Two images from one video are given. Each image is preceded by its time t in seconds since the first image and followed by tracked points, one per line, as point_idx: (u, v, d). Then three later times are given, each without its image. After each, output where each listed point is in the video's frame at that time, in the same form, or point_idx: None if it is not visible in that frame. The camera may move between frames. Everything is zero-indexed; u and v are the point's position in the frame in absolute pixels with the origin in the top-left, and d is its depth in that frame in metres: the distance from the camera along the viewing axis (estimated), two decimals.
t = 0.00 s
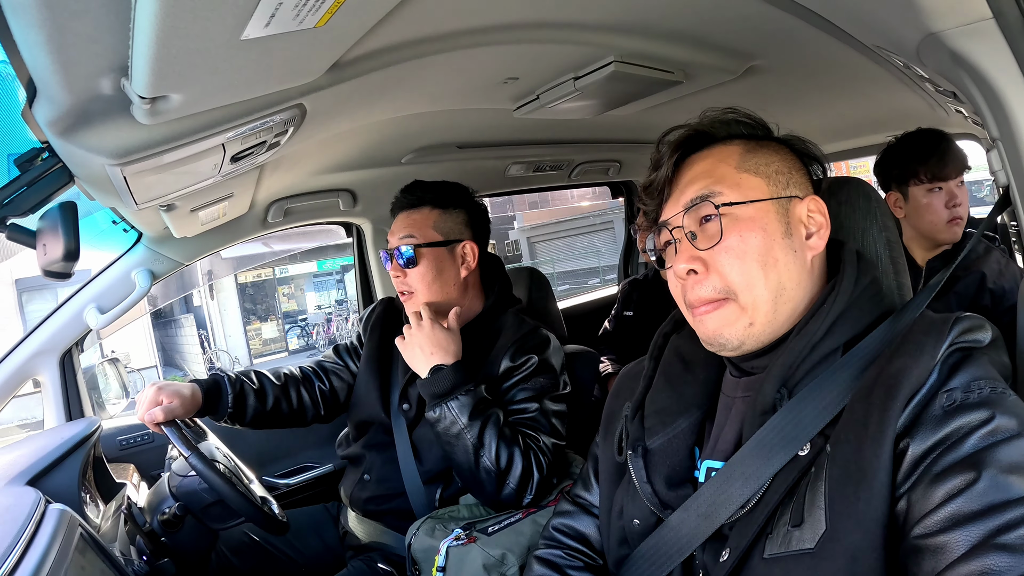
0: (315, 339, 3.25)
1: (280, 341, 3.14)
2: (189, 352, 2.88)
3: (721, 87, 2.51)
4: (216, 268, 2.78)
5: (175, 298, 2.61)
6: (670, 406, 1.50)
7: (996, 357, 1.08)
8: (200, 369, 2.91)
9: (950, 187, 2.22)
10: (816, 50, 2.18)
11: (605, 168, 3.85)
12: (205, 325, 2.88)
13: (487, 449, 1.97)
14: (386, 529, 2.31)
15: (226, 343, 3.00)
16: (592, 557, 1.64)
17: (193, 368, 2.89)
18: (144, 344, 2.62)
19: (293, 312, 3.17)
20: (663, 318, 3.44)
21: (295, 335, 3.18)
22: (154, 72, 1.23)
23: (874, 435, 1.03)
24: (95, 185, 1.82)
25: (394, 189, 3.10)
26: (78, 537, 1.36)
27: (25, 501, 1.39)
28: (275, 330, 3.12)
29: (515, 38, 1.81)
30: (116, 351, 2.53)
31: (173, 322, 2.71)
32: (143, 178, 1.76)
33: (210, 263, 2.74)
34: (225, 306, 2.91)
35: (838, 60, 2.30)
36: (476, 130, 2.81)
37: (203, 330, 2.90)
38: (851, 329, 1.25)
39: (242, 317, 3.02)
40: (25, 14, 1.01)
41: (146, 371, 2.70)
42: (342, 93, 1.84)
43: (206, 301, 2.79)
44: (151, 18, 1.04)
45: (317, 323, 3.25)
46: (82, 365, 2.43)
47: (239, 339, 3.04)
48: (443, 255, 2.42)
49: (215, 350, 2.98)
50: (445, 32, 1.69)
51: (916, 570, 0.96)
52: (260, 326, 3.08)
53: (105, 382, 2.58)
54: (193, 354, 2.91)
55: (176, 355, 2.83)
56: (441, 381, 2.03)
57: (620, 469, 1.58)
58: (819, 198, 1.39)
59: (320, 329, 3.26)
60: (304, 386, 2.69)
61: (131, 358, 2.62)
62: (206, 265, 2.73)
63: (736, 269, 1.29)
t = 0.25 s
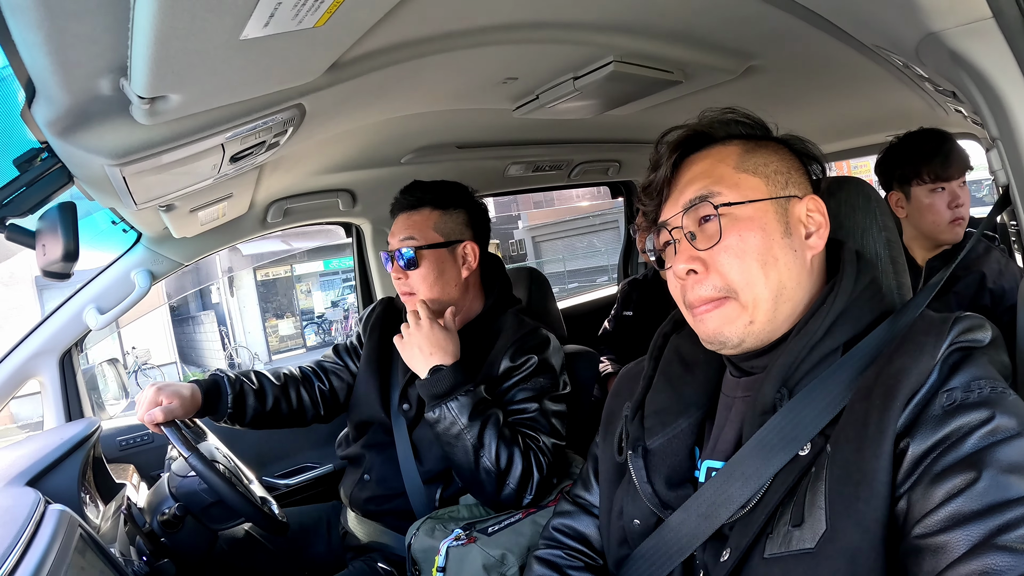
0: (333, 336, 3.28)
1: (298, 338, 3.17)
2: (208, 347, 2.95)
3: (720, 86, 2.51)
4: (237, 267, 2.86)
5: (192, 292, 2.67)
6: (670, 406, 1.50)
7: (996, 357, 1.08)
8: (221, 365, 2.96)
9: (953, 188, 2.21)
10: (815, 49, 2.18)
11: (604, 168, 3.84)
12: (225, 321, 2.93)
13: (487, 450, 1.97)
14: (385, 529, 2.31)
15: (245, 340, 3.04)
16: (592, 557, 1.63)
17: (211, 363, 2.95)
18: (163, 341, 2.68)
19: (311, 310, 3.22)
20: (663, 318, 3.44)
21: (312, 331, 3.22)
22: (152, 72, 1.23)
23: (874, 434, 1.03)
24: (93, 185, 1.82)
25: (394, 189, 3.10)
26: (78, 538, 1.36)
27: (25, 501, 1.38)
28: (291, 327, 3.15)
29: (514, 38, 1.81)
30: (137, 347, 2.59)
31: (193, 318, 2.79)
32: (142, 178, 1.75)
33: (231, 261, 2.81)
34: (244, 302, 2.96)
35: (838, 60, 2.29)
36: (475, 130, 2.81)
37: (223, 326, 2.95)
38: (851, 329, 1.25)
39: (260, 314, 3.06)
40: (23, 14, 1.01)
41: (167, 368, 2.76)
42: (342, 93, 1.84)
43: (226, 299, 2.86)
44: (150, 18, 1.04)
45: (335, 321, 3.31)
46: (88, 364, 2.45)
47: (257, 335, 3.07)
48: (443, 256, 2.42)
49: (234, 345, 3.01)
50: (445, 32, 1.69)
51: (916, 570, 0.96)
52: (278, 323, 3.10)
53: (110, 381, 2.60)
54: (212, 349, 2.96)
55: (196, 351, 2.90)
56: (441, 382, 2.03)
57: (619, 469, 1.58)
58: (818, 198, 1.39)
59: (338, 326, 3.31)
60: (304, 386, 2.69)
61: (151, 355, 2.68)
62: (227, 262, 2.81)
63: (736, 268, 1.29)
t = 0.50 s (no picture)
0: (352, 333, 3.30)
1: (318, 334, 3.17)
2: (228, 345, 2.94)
3: (720, 87, 2.51)
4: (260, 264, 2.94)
5: (209, 286, 2.76)
6: (669, 408, 1.50)
7: (995, 357, 1.08)
8: (245, 363, 2.96)
9: (958, 188, 2.21)
10: (815, 50, 2.18)
11: (604, 169, 3.84)
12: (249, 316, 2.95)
13: (485, 454, 1.95)
14: (384, 529, 2.32)
15: (268, 337, 3.02)
16: (592, 558, 1.63)
17: (234, 361, 2.94)
18: (186, 336, 2.76)
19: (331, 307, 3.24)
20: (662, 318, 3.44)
21: (332, 328, 3.23)
22: (152, 74, 1.23)
23: (872, 436, 1.03)
24: (93, 187, 1.83)
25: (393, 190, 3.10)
26: (77, 539, 1.36)
27: (24, 503, 1.39)
28: (310, 324, 3.14)
29: (513, 39, 1.81)
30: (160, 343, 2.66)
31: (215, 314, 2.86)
32: (141, 179, 1.75)
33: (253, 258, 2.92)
34: (266, 298, 2.99)
35: (837, 60, 2.29)
36: (474, 131, 2.81)
37: (245, 323, 2.96)
38: (850, 329, 1.25)
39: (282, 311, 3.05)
40: (22, 16, 1.01)
41: (189, 365, 2.81)
42: (341, 94, 1.84)
43: (249, 294, 2.92)
44: (150, 20, 1.04)
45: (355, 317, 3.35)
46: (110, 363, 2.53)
47: (279, 332, 3.05)
48: (441, 258, 2.42)
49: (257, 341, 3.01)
50: (444, 33, 1.69)
51: (914, 571, 0.96)
52: (298, 321, 3.10)
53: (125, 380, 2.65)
54: (235, 346, 2.96)
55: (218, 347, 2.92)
56: (432, 390, 1.95)
57: (619, 470, 1.58)
58: (818, 199, 1.39)
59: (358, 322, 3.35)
60: (305, 386, 2.68)
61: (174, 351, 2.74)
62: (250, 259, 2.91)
63: (736, 269, 1.29)
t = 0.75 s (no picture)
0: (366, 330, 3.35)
1: (331, 332, 3.22)
2: (247, 341, 3.07)
3: (720, 87, 2.51)
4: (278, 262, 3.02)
5: (224, 282, 2.81)
6: (669, 408, 1.50)
7: (995, 357, 1.08)
8: (264, 358, 3.09)
9: (958, 188, 2.21)
10: (815, 50, 2.18)
11: (603, 169, 3.84)
12: (268, 312, 3.07)
13: (479, 467, 1.90)
14: (383, 529, 2.33)
15: (286, 333, 3.14)
16: (593, 558, 1.63)
17: (253, 355, 3.08)
18: (206, 333, 2.89)
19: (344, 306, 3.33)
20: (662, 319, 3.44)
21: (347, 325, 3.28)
22: (151, 74, 1.23)
23: (873, 436, 1.02)
24: (92, 188, 1.83)
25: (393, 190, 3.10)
26: (77, 540, 1.36)
27: (23, 504, 1.38)
28: (324, 321, 3.20)
29: (513, 39, 1.81)
30: (180, 339, 2.78)
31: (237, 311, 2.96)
32: (140, 180, 1.75)
33: (271, 254, 2.98)
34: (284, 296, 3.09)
35: (837, 60, 2.29)
36: (473, 131, 2.81)
37: (266, 319, 3.09)
38: (850, 329, 1.25)
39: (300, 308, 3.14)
40: (21, 16, 1.01)
41: (208, 359, 2.96)
42: (341, 94, 1.83)
43: (268, 291, 3.02)
44: (149, 20, 1.04)
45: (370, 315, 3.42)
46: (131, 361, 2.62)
47: (297, 328, 3.14)
48: (441, 258, 2.42)
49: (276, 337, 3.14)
50: (444, 33, 1.69)
51: (915, 571, 0.96)
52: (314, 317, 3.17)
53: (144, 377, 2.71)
54: (255, 341, 3.10)
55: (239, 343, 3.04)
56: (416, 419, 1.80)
57: (619, 471, 1.58)
58: (818, 199, 1.39)
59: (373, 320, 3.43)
60: (304, 389, 2.71)
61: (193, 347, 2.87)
62: (268, 257, 2.98)
63: (736, 269, 1.29)
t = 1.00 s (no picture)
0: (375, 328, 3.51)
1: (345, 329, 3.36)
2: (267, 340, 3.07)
3: (719, 87, 2.51)
4: (299, 258, 3.11)
5: (243, 274, 2.88)
6: (668, 409, 1.50)
7: (994, 358, 1.08)
8: (285, 354, 3.11)
9: (957, 189, 2.22)
10: (814, 50, 2.18)
11: (603, 170, 3.84)
12: (291, 309, 3.10)
13: (479, 466, 1.91)
14: (384, 532, 2.32)
15: (307, 329, 3.18)
16: (592, 559, 1.63)
17: (275, 352, 3.09)
18: (228, 329, 2.92)
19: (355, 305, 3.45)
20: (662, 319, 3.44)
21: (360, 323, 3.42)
22: (150, 76, 1.23)
23: (871, 437, 1.03)
24: (92, 189, 1.83)
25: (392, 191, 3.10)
26: (77, 541, 1.36)
27: (23, 505, 1.39)
28: (341, 318, 3.34)
29: (512, 40, 1.81)
30: (203, 335, 2.84)
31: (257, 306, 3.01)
32: (140, 181, 1.76)
33: (293, 250, 3.08)
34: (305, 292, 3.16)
35: (836, 60, 2.29)
36: (473, 132, 2.81)
37: (287, 316, 3.11)
38: (849, 330, 1.25)
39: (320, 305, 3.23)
40: (21, 18, 1.01)
41: (231, 356, 2.94)
42: (340, 95, 1.84)
43: (290, 288, 3.08)
44: (148, 23, 1.04)
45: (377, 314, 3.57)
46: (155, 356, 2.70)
47: (318, 324, 3.21)
48: (436, 261, 2.42)
49: (298, 334, 3.16)
50: (443, 35, 1.69)
51: (913, 571, 0.96)
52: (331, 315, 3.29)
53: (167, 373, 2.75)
54: (276, 338, 3.10)
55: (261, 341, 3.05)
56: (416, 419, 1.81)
57: (619, 472, 1.58)
58: (817, 200, 1.39)
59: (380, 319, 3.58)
60: (304, 390, 2.71)
61: (217, 342, 2.89)
62: (290, 252, 3.07)
63: (735, 270, 1.30)
